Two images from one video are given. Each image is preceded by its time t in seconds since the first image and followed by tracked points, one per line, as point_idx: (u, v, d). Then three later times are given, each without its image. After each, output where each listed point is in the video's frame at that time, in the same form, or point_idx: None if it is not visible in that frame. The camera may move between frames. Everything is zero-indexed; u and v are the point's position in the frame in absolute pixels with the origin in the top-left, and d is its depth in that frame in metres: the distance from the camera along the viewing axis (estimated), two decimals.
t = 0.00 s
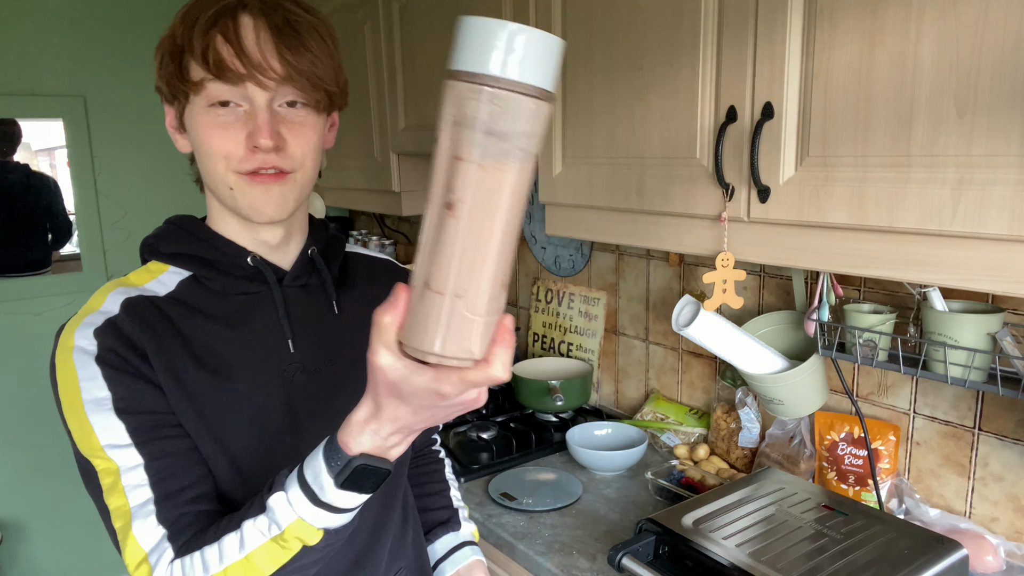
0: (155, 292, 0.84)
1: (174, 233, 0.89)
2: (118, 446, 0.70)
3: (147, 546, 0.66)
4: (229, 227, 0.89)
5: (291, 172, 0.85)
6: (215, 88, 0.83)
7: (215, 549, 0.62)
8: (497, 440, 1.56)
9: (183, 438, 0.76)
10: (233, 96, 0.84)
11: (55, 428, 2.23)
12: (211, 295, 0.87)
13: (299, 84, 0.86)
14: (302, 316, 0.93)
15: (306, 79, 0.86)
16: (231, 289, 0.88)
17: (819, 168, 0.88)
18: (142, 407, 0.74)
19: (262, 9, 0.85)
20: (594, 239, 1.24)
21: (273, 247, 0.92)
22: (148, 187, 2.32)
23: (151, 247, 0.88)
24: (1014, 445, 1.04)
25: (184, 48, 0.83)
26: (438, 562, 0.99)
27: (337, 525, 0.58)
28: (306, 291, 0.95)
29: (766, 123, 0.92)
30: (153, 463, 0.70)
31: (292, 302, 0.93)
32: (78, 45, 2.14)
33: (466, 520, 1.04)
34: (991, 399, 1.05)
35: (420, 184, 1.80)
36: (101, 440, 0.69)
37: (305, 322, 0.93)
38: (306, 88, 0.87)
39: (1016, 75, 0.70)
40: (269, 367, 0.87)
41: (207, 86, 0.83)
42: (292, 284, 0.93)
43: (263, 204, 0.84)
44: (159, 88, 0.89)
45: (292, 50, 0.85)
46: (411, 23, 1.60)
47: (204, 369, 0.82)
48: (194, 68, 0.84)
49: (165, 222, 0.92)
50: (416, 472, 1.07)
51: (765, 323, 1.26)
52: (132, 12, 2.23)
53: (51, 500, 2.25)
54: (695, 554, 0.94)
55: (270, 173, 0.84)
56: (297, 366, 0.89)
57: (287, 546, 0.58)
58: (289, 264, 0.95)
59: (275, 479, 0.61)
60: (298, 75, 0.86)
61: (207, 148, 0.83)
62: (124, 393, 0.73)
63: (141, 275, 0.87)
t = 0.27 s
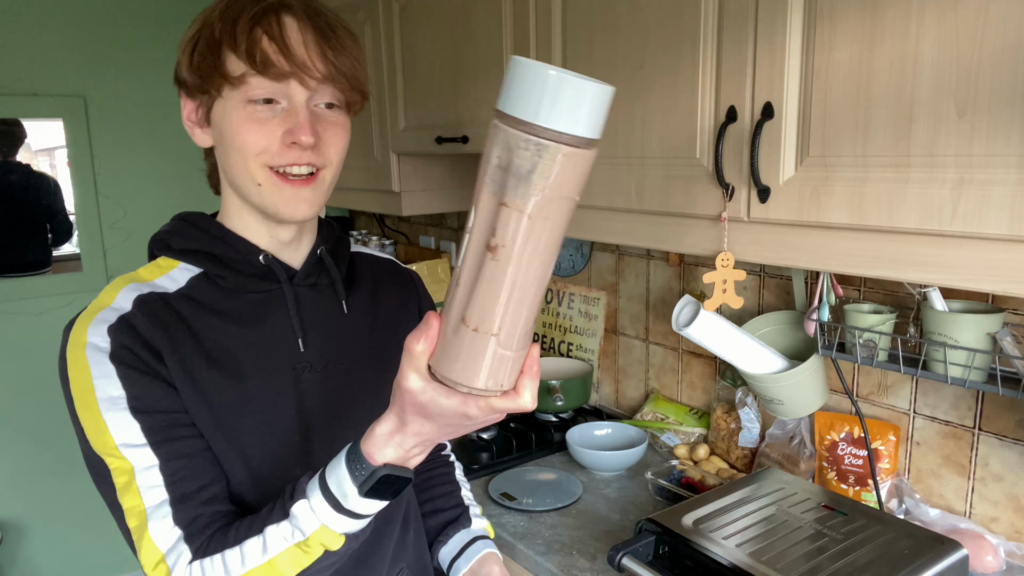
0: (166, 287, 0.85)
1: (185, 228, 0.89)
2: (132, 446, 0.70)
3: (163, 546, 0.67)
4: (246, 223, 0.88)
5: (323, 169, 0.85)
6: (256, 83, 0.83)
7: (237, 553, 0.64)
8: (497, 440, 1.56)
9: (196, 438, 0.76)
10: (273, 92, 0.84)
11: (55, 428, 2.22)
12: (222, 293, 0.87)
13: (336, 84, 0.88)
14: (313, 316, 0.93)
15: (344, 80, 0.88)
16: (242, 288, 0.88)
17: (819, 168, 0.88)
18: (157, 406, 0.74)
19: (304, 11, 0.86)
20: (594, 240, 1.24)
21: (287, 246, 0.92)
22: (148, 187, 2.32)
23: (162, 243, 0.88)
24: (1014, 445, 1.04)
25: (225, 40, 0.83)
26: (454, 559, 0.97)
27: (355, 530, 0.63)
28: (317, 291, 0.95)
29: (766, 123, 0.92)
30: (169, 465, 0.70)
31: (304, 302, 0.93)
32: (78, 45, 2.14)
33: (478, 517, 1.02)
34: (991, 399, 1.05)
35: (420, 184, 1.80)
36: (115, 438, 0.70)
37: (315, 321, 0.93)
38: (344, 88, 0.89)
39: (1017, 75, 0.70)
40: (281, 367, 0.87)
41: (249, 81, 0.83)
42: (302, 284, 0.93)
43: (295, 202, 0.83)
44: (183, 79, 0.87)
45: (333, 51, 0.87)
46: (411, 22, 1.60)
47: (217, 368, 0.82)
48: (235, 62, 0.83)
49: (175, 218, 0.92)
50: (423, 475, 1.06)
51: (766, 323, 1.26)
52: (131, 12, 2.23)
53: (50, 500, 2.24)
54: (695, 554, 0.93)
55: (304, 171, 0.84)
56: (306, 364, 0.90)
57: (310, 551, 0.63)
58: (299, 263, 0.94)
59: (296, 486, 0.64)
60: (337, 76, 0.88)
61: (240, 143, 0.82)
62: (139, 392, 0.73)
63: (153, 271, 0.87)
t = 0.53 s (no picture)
0: (175, 287, 0.84)
1: (194, 228, 0.89)
2: (141, 444, 0.70)
3: (170, 545, 0.67)
4: (256, 223, 0.89)
5: (333, 169, 0.85)
6: (268, 83, 0.83)
7: (243, 550, 0.64)
8: (497, 440, 1.56)
9: (206, 437, 0.76)
10: (284, 92, 0.84)
11: (55, 428, 2.22)
12: (232, 292, 0.87)
13: (347, 85, 0.88)
14: (322, 316, 0.93)
15: (356, 81, 0.88)
16: (251, 288, 0.88)
17: (819, 167, 0.88)
18: (166, 405, 0.74)
19: (317, 12, 0.87)
20: (594, 239, 1.24)
21: (296, 244, 0.93)
22: (148, 187, 2.32)
23: (171, 241, 0.88)
24: (1014, 445, 1.04)
25: (238, 41, 0.83)
26: (443, 565, 0.97)
27: (360, 527, 0.63)
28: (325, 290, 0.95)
29: (766, 123, 0.92)
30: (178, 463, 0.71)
31: (312, 302, 0.93)
32: (78, 45, 2.15)
33: (472, 521, 1.03)
34: (991, 399, 1.05)
35: (420, 184, 1.80)
36: (125, 437, 0.69)
37: (323, 321, 0.93)
38: (355, 89, 0.89)
39: (1016, 75, 0.70)
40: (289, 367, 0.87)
41: (260, 80, 0.83)
42: (311, 284, 0.93)
43: (305, 200, 0.83)
44: (195, 79, 0.88)
45: (345, 52, 0.87)
46: (411, 23, 1.60)
47: (226, 367, 0.82)
48: (247, 63, 0.83)
49: (184, 216, 0.92)
50: (424, 473, 1.06)
51: (766, 323, 1.26)
52: (132, 12, 2.23)
53: (50, 500, 2.24)
54: (695, 554, 0.93)
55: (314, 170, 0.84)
56: (314, 365, 0.89)
57: (314, 548, 0.62)
58: (307, 263, 0.95)
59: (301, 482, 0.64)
60: (348, 77, 0.88)
61: (251, 142, 0.83)
62: (150, 391, 0.72)
63: (161, 270, 0.87)
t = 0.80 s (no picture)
0: (176, 287, 0.84)
1: (196, 228, 0.89)
2: (142, 445, 0.70)
3: (171, 546, 0.67)
4: (256, 224, 0.89)
5: (336, 173, 0.85)
6: (271, 90, 0.83)
7: (245, 551, 0.64)
8: (497, 440, 1.56)
9: (206, 438, 0.76)
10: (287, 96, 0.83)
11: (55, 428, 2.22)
12: (233, 292, 0.87)
13: (350, 90, 0.87)
14: (323, 315, 0.93)
15: (358, 86, 0.88)
16: (252, 288, 0.88)
17: (819, 167, 0.88)
18: (167, 406, 0.74)
19: (319, 16, 0.86)
20: (594, 239, 1.24)
21: (297, 245, 0.92)
22: (148, 187, 2.32)
23: (173, 242, 0.88)
24: (1014, 445, 1.04)
25: (242, 46, 0.83)
26: (448, 555, 0.98)
27: (361, 528, 0.63)
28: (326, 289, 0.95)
29: (766, 123, 0.92)
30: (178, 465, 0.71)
31: (313, 301, 0.93)
32: (78, 45, 2.14)
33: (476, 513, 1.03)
34: (991, 399, 1.05)
35: (420, 184, 1.80)
36: (126, 438, 0.70)
37: (324, 321, 0.93)
38: (357, 94, 0.88)
39: (1017, 75, 0.70)
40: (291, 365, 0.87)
41: (264, 86, 0.83)
42: (312, 283, 0.93)
43: (308, 204, 0.84)
44: (197, 81, 0.88)
45: (347, 56, 0.87)
46: (411, 22, 1.60)
47: (227, 368, 0.82)
48: (251, 68, 0.83)
49: (185, 216, 0.92)
50: (427, 473, 1.06)
51: (766, 323, 1.26)
52: (132, 12, 2.23)
53: (50, 500, 2.24)
54: (695, 554, 0.93)
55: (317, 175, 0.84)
56: (315, 364, 0.89)
57: (316, 549, 0.63)
58: (309, 263, 0.95)
59: (303, 485, 0.65)
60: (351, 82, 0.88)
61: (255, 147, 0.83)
62: (151, 393, 0.72)
63: (163, 271, 0.87)
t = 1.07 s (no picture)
0: (178, 284, 0.84)
1: (199, 227, 0.90)
2: (136, 445, 0.70)
3: (158, 548, 0.67)
4: (257, 222, 0.90)
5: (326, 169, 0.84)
6: (260, 82, 0.84)
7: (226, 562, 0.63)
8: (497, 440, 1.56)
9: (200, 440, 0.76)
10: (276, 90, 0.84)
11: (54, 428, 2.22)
12: (233, 289, 0.87)
13: (342, 85, 0.86)
14: (323, 311, 0.93)
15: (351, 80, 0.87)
16: (253, 284, 0.88)
17: (819, 167, 0.88)
18: (161, 407, 0.73)
19: (312, 11, 0.86)
20: (594, 239, 1.24)
21: (298, 242, 0.92)
22: (148, 187, 2.32)
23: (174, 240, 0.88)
24: (1014, 445, 1.04)
25: (233, 41, 0.84)
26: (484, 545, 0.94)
27: (343, 554, 0.62)
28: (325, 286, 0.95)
29: (766, 123, 0.92)
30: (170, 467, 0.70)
31: (313, 298, 0.93)
32: (78, 45, 2.14)
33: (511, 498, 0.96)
34: (991, 399, 1.05)
35: (420, 184, 1.80)
36: (120, 438, 0.70)
37: (323, 317, 0.93)
38: (350, 89, 0.87)
39: (1017, 75, 0.70)
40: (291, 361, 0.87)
41: (253, 80, 0.84)
42: (311, 280, 0.93)
43: (298, 199, 0.83)
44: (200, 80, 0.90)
45: (339, 51, 0.86)
46: (411, 22, 1.60)
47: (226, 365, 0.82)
48: (242, 63, 0.85)
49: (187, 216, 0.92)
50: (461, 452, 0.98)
51: (766, 323, 1.26)
52: (132, 12, 2.23)
53: (50, 500, 2.24)
54: (695, 554, 0.93)
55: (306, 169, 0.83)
56: (315, 358, 0.89)
57: (297, 570, 0.62)
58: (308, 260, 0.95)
59: (289, 504, 0.64)
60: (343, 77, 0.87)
61: (245, 141, 0.84)
62: (146, 392, 0.72)
63: (165, 268, 0.87)
